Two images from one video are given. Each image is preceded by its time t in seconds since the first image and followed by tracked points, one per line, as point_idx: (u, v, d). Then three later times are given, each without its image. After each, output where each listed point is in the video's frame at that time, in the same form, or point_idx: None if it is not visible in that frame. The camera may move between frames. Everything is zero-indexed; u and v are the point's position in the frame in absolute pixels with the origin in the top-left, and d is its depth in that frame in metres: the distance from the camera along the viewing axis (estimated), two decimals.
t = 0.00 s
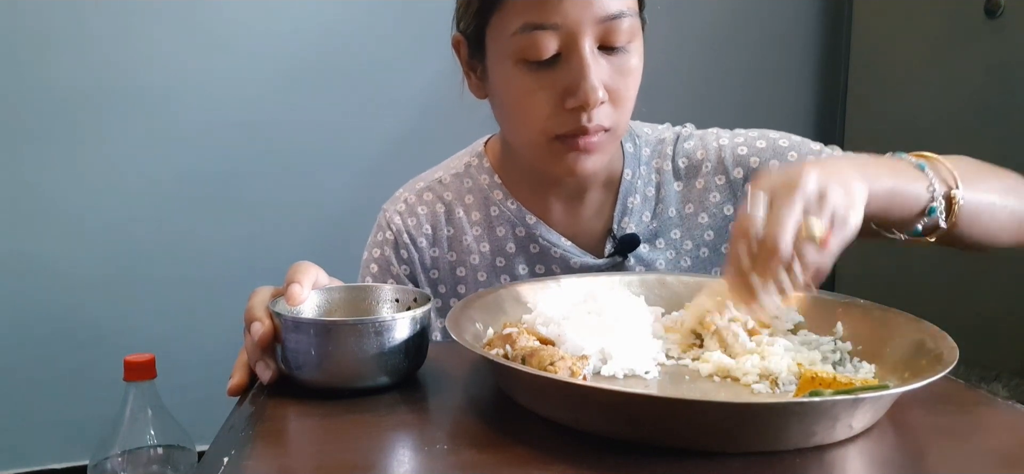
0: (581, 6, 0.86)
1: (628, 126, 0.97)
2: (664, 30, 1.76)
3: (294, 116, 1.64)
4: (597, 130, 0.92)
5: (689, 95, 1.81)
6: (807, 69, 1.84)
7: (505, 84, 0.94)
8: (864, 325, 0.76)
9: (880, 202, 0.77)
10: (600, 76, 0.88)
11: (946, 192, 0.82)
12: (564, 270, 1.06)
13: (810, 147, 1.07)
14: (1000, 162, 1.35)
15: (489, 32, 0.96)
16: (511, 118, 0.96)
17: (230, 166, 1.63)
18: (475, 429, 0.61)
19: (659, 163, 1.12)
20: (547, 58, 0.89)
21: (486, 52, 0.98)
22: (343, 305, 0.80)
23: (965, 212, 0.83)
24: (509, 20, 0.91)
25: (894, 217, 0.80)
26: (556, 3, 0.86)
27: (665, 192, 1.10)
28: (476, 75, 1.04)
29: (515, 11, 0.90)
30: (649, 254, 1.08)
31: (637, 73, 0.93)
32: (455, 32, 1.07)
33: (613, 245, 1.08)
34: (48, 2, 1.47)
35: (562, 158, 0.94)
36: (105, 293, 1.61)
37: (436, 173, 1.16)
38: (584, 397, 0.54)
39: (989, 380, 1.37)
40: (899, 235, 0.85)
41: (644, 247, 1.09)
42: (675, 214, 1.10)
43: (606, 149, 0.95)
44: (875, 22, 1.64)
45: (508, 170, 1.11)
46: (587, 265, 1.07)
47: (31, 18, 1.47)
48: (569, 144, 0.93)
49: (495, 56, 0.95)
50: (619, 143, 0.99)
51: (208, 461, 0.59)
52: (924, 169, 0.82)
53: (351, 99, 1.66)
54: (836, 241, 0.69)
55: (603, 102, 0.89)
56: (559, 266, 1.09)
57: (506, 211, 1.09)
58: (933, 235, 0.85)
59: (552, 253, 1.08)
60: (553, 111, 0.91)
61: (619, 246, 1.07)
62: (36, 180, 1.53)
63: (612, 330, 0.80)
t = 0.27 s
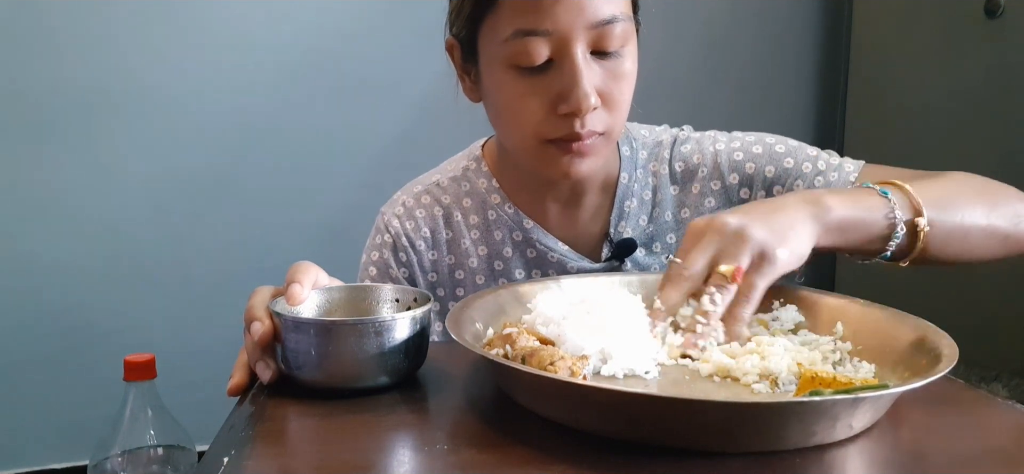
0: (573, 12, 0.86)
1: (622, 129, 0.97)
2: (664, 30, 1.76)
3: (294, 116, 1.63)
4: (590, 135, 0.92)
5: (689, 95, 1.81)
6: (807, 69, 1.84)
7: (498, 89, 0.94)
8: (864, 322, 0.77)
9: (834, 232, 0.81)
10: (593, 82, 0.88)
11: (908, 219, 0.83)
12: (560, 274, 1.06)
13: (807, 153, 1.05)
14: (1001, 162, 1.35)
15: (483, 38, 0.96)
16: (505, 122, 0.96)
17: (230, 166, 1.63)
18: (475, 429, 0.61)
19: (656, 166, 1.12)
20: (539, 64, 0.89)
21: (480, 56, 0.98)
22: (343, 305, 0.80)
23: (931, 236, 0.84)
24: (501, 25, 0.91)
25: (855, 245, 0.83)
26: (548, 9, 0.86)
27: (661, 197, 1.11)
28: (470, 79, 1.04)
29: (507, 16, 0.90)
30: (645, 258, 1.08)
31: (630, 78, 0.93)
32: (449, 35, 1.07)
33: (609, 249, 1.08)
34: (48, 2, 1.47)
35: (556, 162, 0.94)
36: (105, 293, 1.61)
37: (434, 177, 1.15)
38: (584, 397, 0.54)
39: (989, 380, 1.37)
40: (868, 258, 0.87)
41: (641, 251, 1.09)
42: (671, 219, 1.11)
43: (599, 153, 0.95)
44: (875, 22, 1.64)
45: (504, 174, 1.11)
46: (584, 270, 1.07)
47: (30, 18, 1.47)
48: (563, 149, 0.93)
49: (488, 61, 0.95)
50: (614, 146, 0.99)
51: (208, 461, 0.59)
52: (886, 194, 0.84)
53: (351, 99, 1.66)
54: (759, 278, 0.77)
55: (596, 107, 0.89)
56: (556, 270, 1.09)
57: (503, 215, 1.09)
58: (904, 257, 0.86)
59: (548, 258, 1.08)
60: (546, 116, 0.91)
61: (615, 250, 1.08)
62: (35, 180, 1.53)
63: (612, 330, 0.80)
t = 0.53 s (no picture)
0: (574, 8, 0.86)
1: (624, 126, 0.97)
2: (664, 30, 1.76)
3: (294, 116, 1.64)
4: (593, 130, 0.92)
5: (689, 95, 1.81)
6: (807, 69, 1.84)
7: (500, 86, 0.94)
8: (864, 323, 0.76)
9: (893, 218, 0.75)
10: (595, 78, 0.88)
11: (957, 205, 0.81)
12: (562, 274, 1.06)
13: (807, 150, 1.06)
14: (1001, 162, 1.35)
15: (484, 35, 0.96)
16: (506, 119, 0.96)
17: (230, 166, 1.63)
18: (475, 429, 0.61)
19: (657, 165, 1.12)
20: (540, 60, 0.89)
21: (480, 54, 0.98)
22: (343, 305, 0.80)
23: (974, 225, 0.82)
24: (502, 22, 0.91)
25: (905, 231, 0.78)
26: (549, 5, 0.86)
27: (662, 196, 1.10)
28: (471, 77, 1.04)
29: (508, 14, 0.90)
30: (645, 257, 1.08)
31: (632, 74, 0.93)
32: (449, 34, 1.07)
33: (610, 249, 1.08)
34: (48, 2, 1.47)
35: (558, 159, 0.94)
36: (105, 293, 1.61)
37: (435, 176, 1.16)
38: (583, 397, 0.54)
39: (989, 380, 1.38)
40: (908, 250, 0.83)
41: (641, 250, 1.09)
42: (672, 217, 1.10)
43: (601, 150, 0.95)
44: (875, 22, 1.64)
45: (506, 173, 1.11)
46: (586, 269, 1.07)
47: (30, 18, 1.47)
48: (565, 144, 0.93)
49: (489, 59, 0.95)
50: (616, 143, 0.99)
51: (208, 461, 0.59)
52: (934, 181, 0.81)
53: (351, 99, 1.66)
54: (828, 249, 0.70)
55: (598, 102, 0.89)
56: (557, 269, 1.09)
57: (505, 215, 1.09)
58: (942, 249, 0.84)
59: (550, 257, 1.08)
60: (548, 112, 0.91)
61: (617, 249, 1.08)
62: (35, 180, 1.53)
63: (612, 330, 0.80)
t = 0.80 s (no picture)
0: (577, 7, 0.86)
1: (627, 126, 0.97)
2: (664, 30, 1.76)
3: (295, 116, 1.63)
4: (595, 130, 0.92)
5: (689, 95, 1.81)
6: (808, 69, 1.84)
7: (503, 85, 0.94)
8: (863, 324, 0.76)
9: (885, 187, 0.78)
10: (597, 78, 0.88)
11: (953, 205, 0.83)
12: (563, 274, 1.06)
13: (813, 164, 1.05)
14: (1000, 163, 1.35)
15: (487, 35, 0.96)
16: (509, 118, 0.96)
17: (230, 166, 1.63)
18: (475, 429, 0.61)
19: (661, 169, 1.12)
20: (544, 60, 0.88)
21: (484, 53, 0.98)
22: (343, 305, 0.80)
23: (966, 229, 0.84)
24: (506, 21, 0.91)
25: (900, 206, 0.81)
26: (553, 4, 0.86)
27: (665, 200, 1.10)
28: (474, 77, 1.04)
29: (512, 13, 0.90)
30: (647, 262, 1.08)
31: (635, 74, 0.93)
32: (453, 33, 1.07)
33: (612, 251, 1.08)
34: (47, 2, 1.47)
35: (561, 158, 0.94)
36: (105, 293, 1.61)
37: (438, 175, 1.16)
38: (582, 397, 0.54)
39: (989, 380, 1.37)
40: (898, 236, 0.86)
41: (643, 255, 1.09)
42: (674, 223, 1.10)
43: (604, 149, 0.95)
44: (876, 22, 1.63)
45: (507, 173, 1.11)
46: (587, 270, 1.06)
47: (30, 19, 1.47)
48: (568, 144, 0.93)
49: (493, 58, 0.95)
50: (619, 144, 0.98)
51: (208, 461, 0.59)
52: (942, 175, 0.83)
53: (352, 98, 1.66)
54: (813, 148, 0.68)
55: (601, 102, 0.89)
56: (559, 270, 1.09)
57: (507, 215, 1.09)
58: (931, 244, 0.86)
59: (551, 258, 1.08)
60: (550, 112, 0.91)
61: (618, 252, 1.07)
62: (35, 180, 1.53)
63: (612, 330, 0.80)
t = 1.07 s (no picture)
0: (576, 8, 0.86)
1: (626, 127, 0.97)
2: (664, 30, 1.76)
3: (295, 116, 1.64)
4: (594, 131, 0.92)
5: (689, 95, 1.81)
6: (808, 68, 1.84)
7: (502, 86, 0.94)
8: (864, 323, 0.76)
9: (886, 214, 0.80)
10: (596, 79, 0.88)
11: (948, 219, 0.84)
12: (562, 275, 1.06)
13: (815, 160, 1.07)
14: (1001, 163, 1.35)
15: (485, 35, 0.96)
16: (508, 119, 0.96)
17: (230, 165, 1.63)
18: (475, 429, 0.61)
19: (661, 170, 1.12)
20: (542, 61, 0.88)
21: (482, 53, 0.98)
22: (343, 305, 0.80)
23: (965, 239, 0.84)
24: (504, 21, 0.91)
25: (899, 236, 0.83)
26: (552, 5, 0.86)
27: (666, 200, 1.10)
28: (473, 77, 1.04)
29: (511, 13, 0.90)
30: (648, 261, 1.08)
31: (634, 75, 0.93)
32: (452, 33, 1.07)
33: (612, 251, 1.08)
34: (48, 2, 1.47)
35: (559, 159, 0.94)
36: (105, 293, 1.61)
37: (437, 174, 1.16)
38: (582, 397, 0.54)
39: (989, 380, 1.37)
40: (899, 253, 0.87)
41: (645, 254, 1.09)
42: (677, 223, 1.10)
43: (603, 151, 0.95)
44: (876, 22, 1.64)
45: (507, 173, 1.11)
46: (586, 271, 1.06)
47: (31, 18, 1.47)
48: (566, 145, 0.93)
49: (491, 58, 0.95)
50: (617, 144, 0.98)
51: (208, 461, 0.59)
52: (932, 191, 0.85)
53: (352, 98, 1.66)
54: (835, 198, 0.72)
55: (600, 104, 0.89)
56: (558, 270, 1.09)
57: (507, 214, 1.09)
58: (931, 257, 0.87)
59: (550, 258, 1.08)
60: (549, 113, 0.91)
61: (618, 253, 1.07)
62: (34, 180, 1.53)
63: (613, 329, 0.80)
